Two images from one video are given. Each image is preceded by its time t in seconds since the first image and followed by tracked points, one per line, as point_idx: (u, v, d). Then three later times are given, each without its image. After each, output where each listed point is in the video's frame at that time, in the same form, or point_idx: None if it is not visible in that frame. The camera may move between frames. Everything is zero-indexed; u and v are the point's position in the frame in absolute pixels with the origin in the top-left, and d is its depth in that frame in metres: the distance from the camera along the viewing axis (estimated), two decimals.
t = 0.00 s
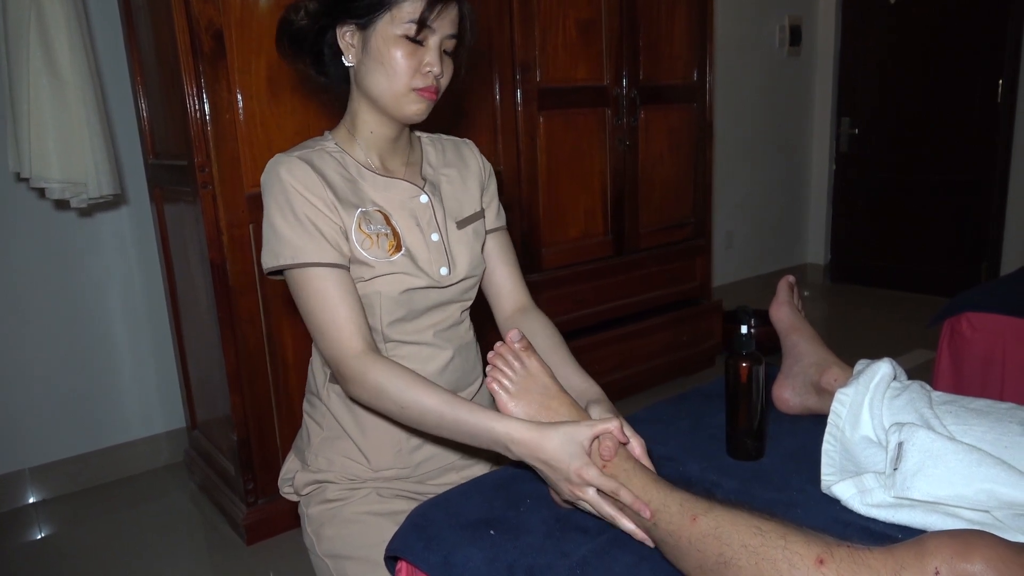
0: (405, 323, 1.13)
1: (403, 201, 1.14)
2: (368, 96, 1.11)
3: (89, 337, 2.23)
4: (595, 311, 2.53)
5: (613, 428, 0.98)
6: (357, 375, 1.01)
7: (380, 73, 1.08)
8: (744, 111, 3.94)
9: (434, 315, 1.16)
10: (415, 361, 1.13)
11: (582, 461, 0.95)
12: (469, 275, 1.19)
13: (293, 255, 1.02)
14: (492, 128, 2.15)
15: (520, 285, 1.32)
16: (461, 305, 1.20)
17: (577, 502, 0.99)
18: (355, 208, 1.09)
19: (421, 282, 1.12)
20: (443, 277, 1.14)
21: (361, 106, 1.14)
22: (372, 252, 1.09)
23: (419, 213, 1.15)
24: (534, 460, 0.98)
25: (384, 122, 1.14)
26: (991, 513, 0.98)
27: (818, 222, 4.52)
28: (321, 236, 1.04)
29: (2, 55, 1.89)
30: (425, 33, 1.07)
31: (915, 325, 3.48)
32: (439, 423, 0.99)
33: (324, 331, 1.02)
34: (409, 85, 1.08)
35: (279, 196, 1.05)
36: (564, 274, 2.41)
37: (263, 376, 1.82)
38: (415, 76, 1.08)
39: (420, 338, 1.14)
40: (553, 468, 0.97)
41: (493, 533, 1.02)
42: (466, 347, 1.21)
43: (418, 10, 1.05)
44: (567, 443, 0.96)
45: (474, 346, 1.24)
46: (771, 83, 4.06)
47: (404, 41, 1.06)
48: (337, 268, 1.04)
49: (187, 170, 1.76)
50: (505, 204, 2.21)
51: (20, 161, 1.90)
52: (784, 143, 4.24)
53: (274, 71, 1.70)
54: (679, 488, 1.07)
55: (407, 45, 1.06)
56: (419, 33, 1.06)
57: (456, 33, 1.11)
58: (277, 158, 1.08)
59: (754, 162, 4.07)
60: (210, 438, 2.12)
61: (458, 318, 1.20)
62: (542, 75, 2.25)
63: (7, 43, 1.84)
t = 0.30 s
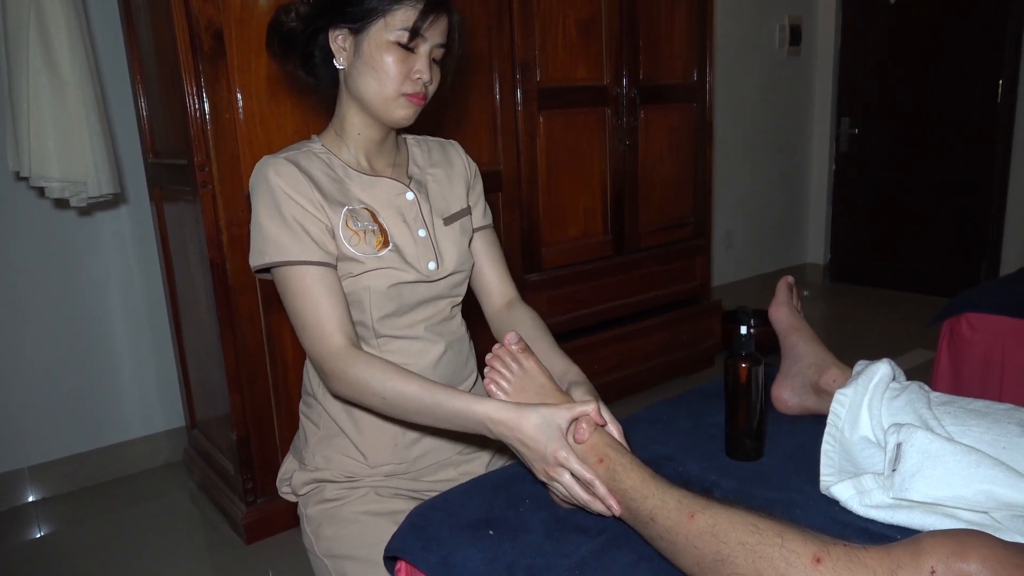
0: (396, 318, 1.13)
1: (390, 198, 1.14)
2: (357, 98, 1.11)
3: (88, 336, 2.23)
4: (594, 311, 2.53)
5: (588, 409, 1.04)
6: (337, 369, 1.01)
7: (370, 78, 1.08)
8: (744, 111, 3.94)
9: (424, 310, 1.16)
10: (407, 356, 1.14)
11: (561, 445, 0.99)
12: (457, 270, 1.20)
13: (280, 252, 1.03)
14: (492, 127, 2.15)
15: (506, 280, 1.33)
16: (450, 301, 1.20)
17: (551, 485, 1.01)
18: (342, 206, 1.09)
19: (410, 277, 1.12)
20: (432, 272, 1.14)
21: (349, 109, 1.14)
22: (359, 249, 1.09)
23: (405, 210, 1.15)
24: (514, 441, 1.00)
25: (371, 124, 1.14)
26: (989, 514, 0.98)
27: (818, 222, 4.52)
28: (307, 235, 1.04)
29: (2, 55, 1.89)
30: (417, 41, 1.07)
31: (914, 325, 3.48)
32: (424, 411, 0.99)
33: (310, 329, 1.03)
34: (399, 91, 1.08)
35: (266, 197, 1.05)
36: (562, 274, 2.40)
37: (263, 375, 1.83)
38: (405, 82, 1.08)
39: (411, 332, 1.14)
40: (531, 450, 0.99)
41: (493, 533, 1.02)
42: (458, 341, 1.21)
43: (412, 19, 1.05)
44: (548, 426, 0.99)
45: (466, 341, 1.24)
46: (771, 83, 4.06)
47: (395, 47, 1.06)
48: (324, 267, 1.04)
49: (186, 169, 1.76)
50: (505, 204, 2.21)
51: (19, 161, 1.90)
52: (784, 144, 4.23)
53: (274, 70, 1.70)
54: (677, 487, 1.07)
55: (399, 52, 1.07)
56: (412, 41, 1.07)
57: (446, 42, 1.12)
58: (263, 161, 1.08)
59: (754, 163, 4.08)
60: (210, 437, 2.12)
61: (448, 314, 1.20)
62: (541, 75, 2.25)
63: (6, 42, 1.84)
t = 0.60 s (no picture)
0: (395, 317, 1.13)
1: (389, 196, 1.14)
2: (359, 99, 1.11)
3: (87, 334, 2.22)
4: (593, 312, 2.53)
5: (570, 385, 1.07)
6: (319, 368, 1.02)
7: (373, 80, 1.08)
8: (743, 111, 3.94)
9: (423, 310, 1.16)
10: (405, 355, 1.14)
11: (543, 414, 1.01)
12: (456, 269, 1.20)
13: (274, 253, 1.02)
14: (492, 127, 2.15)
15: (501, 277, 1.35)
16: (450, 300, 1.21)
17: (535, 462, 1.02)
18: (340, 206, 1.09)
19: (410, 276, 1.12)
20: (431, 271, 1.14)
21: (351, 108, 1.14)
22: (358, 249, 1.09)
23: (404, 209, 1.15)
24: (499, 415, 1.01)
25: (372, 124, 1.14)
26: (986, 516, 0.98)
27: (817, 222, 4.52)
28: (303, 236, 1.04)
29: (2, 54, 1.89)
30: (423, 44, 1.07)
31: (913, 326, 3.49)
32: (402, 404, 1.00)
33: (294, 329, 1.03)
34: (402, 94, 1.08)
35: (265, 197, 1.05)
36: (561, 273, 2.40)
37: (263, 375, 1.83)
38: (409, 85, 1.08)
39: (410, 332, 1.14)
40: (517, 423, 1.01)
41: (491, 533, 1.02)
42: (456, 341, 1.21)
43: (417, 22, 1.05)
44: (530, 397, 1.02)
45: (465, 340, 1.25)
46: (770, 84, 4.06)
47: (400, 50, 1.06)
48: (316, 272, 1.04)
49: (186, 169, 1.76)
50: (504, 204, 2.21)
51: (19, 160, 1.90)
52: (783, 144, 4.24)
53: (273, 70, 1.70)
54: (676, 488, 1.07)
55: (404, 55, 1.07)
56: (417, 44, 1.06)
57: (450, 46, 1.12)
58: (261, 160, 1.08)
59: (754, 163, 4.08)
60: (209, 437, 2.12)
61: (448, 313, 1.21)
62: (540, 75, 2.25)
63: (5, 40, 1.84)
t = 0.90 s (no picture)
0: (399, 319, 1.13)
1: (395, 195, 1.14)
2: (368, 100, 1.11)
3: (86, 334, 2.22)
4: (592, 312, 2.52)
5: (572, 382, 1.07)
6: (317, 368, 1.00)
7: (383, 83, 1.07)
8: (742, 111, 3.94)
9: (428, 311, 1.16)
10: (408, 356, 1.13)
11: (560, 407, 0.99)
12: (460, 269, 1.20)
13: (274, 253, 1.01)
14: (491, 126, 2.15)
15: (501, 274, 1.36)
16: (454, 301, 1.20)
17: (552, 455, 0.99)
18: (346, 206, 1.09)
19: (416, 277, 1.12)
20: (436, 271, 1.14)
21: (358, 108, 1.14)
22: (363, 249, 1.09)
23: (410, 209, 1.15)
24: (510, 412, 0.99)
25: (380, 124, 1.13)
26: (987, 516, 0.98)
27: (817, 222, 4.52)
28: (307, 237, 1.03)
29: (0, 52, 1.88)
30: (435, 50, 1.07)
31: (912, 326, 3.49)
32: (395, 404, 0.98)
33: (293, 328, 1.02)
34: (412, 99, 1.08)
35: (269, 197, 1.05)
36: (561, 273, 2.40)
37: (262, 375, 1.83)
38: (419, 91, 1.08)
39: (413, 332, 1.14)
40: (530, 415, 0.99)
41: (490, 534, 1.02)
42: (458, 343, 1.21)
43: (431, 29, 1.05)
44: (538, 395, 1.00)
45: (467, 342, 1.24)
46: (770, 84, 4.06)
47: (413, 55, 1.06)
48: (316, 274, 1.04)
49: (184, 168, 1.76)
50: (503, 204, 2.21)
51: (17, 159, 1.89)
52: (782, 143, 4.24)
53: (272, 69, 1.70)
54: (676, 489, 1.06)
55: (416, 60, 1.06)
56: (429, 50, 1.06)
57: (462, 52, 1.12)
58: (267, 158, 1.08)
59: (753, 163, 4.08)
60: (208, 436, 2.11)
61: (452, 314, 1.20)
62: (540, 74, 2.24)
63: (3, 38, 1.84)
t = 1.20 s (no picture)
0: (396, 320, 1.13)
1: (391, 197, 1.14)
2: (363, 104, 1.11)
3: (84, 335, 2.21)
4: (591, 311, 2.52)
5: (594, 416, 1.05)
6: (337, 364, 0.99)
7: (379, 88, 1.07)
8: (741, 110, 3.94)
9: (425, 311, 1.16)
10: (405, 356, 1.13)
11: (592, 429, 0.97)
12: (457, 270, 1.20)
13: (280, 253, 1.01)
14: (489, 126, 2.15)
15: (492, 273, 1.37)
16: (451, 301, 1.21)
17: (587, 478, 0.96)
18: (343, 209, 1.09)
19: (413, 279, 1.12)
20: (434, 272, 1.14)
21: (352, 111, 1.13)
22: (362, 252, 1.08)
23: (406, 210, 1.14)
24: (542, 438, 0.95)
25: (374, 127, 1.13)
26: (986, 515, 0.98)
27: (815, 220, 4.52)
28: (310, 236, 1.03)
29: None
30: (431, 56, 1.07)
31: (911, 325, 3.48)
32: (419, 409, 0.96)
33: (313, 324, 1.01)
34: (406, 104, 1.08)
35: (266, 200, 1.04)
36: (560, 273, 2.40)
37: (261, 375, 1.83)
38: (414, 96, 1.08)
39: (411, 332, 1.14)
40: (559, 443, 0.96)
41: (490, 534, 1.02)
42: (454, 343, 1.21)
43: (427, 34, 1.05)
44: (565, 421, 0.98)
45: (463, 340, 1.24)
46: (768, 83, 4.06)
47: (408, 61, 1.06)
48: (324, 269, 1.03)
49: (182, 168, 1.76)
50: (502, 204, 2.21)
51: (14, 160, 1.89)
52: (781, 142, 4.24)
53: (270, 69, 1.70)
54: (675, 489, 1.06)
55: (411, 66, 1.06)
56: (425, 55, 1.06)
57: (457, 57, 1.12)
58: (261, 162, 1.07)
59: (752, 162, 4.08)
60: (207, 437, 2.11)
61: (449, 314, 1.20)
62: (538, 74, 2.24)
63: None
